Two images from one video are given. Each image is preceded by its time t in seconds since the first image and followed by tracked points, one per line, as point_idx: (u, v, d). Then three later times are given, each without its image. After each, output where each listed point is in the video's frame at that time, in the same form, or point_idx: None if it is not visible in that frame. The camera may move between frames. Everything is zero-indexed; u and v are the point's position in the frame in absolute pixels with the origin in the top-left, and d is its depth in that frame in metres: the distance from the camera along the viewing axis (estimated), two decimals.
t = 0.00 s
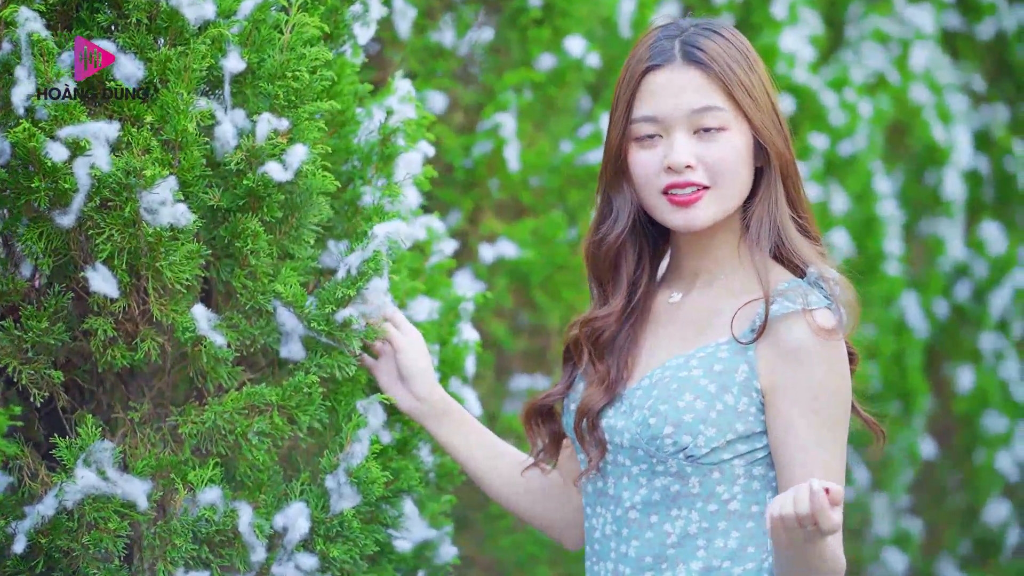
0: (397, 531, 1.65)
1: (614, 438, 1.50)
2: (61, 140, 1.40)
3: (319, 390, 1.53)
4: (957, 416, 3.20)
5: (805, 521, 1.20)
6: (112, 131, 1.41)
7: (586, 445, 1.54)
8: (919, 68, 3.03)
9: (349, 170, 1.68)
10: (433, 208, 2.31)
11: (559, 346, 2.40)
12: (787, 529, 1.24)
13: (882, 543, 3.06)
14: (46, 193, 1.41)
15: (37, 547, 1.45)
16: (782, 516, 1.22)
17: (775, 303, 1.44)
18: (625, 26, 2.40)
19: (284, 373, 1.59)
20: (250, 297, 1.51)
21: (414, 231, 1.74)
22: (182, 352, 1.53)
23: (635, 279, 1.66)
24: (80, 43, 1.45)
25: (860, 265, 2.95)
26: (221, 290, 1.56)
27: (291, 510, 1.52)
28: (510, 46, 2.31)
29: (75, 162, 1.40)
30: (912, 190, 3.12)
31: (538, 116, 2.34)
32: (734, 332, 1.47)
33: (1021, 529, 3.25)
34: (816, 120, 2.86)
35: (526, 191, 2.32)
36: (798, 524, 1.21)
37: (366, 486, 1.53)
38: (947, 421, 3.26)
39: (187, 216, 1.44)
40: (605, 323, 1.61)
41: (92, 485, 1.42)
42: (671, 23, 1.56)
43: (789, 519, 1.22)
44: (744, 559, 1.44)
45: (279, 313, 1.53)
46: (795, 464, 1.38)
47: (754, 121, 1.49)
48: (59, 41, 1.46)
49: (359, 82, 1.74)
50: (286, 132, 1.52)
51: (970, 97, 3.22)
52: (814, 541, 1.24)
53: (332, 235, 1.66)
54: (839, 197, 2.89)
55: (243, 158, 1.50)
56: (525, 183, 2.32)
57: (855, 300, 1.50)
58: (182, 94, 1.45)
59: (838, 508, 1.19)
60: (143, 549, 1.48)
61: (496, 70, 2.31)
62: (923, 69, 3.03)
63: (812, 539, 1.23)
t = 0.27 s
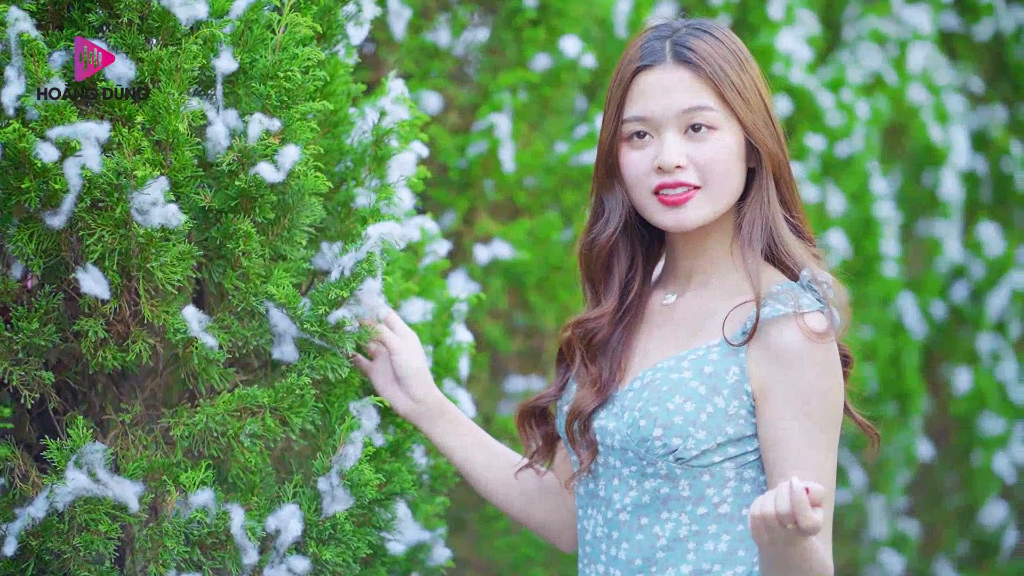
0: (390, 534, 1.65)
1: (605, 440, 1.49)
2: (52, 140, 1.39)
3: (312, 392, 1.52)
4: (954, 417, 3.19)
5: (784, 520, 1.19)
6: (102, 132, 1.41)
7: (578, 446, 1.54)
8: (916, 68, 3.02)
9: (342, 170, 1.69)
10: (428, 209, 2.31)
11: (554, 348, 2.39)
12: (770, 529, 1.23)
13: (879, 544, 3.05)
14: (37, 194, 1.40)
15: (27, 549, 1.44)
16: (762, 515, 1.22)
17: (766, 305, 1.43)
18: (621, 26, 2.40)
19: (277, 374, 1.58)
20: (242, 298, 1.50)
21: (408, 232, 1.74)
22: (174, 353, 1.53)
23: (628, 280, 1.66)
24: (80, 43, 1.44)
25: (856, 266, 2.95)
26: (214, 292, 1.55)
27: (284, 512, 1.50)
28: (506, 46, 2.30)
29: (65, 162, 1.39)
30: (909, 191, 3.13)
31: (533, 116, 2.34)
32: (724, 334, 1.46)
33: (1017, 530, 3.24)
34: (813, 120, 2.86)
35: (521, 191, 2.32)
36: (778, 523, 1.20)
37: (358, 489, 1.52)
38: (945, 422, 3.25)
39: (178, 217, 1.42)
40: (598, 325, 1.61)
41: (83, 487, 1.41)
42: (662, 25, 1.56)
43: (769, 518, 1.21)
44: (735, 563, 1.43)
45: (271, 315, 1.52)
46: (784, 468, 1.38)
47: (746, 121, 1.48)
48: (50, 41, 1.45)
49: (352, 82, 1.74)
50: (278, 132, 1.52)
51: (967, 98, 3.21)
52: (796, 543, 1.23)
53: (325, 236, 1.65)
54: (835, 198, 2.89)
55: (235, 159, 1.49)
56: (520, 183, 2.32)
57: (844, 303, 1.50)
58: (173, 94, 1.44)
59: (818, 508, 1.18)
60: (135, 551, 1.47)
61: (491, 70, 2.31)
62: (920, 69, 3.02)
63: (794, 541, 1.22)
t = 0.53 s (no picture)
0: (387, 535, 1.64)
1: (599, 441, 1.49)
2: (45, 140, 1.38)
3: (308, 393, 1.52)
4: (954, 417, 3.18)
5: (767, 525, 1.18)
6: (97, 132, 1.40)
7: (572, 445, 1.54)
8: (916, 68, 3.01)
9: (339, 171, 1.67)
10: (426, 209, 2.30)
11: (553, 348, 2.38)
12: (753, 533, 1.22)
13: (879, 545, 3.04)
14: (31, 194, 1.39)
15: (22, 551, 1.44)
16: (746, 521, 1.20)
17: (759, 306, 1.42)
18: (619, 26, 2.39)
19: (274, 375, 1.58)
20: (238, 299, 1.50)
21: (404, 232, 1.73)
22: (170, 354, 1.54)
23: (623, 279, 1.67)
24: (80, 43, 1.43)
25: (854, 266, 2.95)
26: (209, 293, 1.55)
27: (280, 513, 1.50)
28: (504, 46, 2.30)
29: (59, 162, 1.39)
30: (909, 190, 3.12)
31: (531, 116, 2.33)
32: (719, 337, 1.45)
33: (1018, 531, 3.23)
34: (812, 120, 2.85)
35: (520, 191, 2.31)
36: (761, 529, 1.19)
37: (354, 490, 1.51)
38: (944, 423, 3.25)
39: (173, 217, 1.42)
40: (593, 324, 1.62)
41: (78, 489, 1.40)
42: (658, 25, 1.55)
43: (752, 523, 1.19)
44: (728, 565, 1.42)
45: (269, 315, 1.51)
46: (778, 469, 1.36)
47: (738, 120, 1.47)
48: (44, 41, 1.45)
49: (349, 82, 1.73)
50: (274, 132, 1.51)
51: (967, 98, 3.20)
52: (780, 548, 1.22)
53: (321, 236, 1.65)
54: (835, 198, 2.88)
55: (230, 159, 1.48)
56: (518, 183, 2.31)
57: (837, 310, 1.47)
58: (168, 94, 1.44)
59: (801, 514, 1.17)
60: (130, 552, 1.47)
61: (489, 70, 2.30)
62: (920, 69, 3.02)
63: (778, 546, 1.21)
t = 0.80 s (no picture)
0: (384, 537, 1.63)
1: (592, 443, 1.48)
2: (40, 141, 1.38)
3: (304, 394, 1.51)
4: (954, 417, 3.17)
5: (748, 538, 1.17)
6: (91, 132, 1.39)
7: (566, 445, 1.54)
8: (917, 68, 3.00)
9: (335, 171, 1.67)
10: (423, 209, 2.30)
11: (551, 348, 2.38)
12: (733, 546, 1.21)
13: (879, 545, 3.03)
14: (24, 195, 1.38)
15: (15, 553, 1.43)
16: (726, 533, 1.19)
17: (751, 308, 1.42)
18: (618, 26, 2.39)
19: (271, 376, 1.57)
20: (234, 300, 1.49)
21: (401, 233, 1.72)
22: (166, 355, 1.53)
23: (617, 277, 1.67)
24: (79, 43, 1.43)
25: (854, 267, 2.94)
26: (205, 293, 1.54)
27: (275, 515, 1.49)
28: (502, 46, 2.29)
29: (54, 163, 1.38)
30: (908, 190, 3.11)
31: (529, 117, 2.32)
32: (711, 338, 1.44)
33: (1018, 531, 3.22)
34: (812, 120, 2.84)
35: (518, 192, 2.30)
36: (741, 541, 1.18)
37: (351, 492, 1.51)
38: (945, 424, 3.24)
39: (168, 218, 1.41)
40: (587, 324, 1.62)
41: (73, 490, 1.40)
42: (653, 24, 1.55)
43: (732, 536, 1.18)
44: (719, 568, 1.42)
45: (266, 316, 1.51)
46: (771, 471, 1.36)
47: (730, 119, 1.46)
48: (39, 41, 1.44)
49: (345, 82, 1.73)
50: (270, 132, 1.50)
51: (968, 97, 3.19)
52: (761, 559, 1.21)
53: (317, 237, 1.64)
54: (835, 198, 2.87)
55: (226, 159, 1.47)
56: (517, 183, 2.30)
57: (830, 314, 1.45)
58: (163, 94, 1.43)
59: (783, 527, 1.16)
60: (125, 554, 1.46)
61: (487, 70, 2.30)
62: (921, 68, 3.01)
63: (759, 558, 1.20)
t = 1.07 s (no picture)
0: (381, 538, 1.63)
1: (584, 445, 1.49)
2: (36, 141, 1.37)
3: (301, 396, 1.50)
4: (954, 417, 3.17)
5: (720, 555, 1.17)
6: (87, 132, 1.39)
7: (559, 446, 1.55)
8: (916, 67, 3.00)
9: (332, 171, 1.66)
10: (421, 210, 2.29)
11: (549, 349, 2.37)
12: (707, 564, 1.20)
13: (879, 546, 3.02)
14: (20, 195, 1.38)
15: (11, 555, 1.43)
16: (699, 550, 1.18)
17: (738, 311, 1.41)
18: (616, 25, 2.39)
19: (268, 377, 1.57)
20: (230, 301, 1.48)
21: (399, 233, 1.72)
22: (162, 357, 1.52)
23: (612, 275, 1.68)
24: (80, 43, 1.43)
25: (854, 267, 2.94)
26: (202, 293, 1.53)
27: (273, 516, 1.49)
28: (500, 46, 2.29)
29: (50, 163, 1.37)
30: (908, 190, 3.10)
31: (528, 116, 2.32)
32: (701, 340, 1.44)
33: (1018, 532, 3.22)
34: (811, 119, 2.84)
35: (516, 192, 2.30)
36: (714, 559, 1.18)
37: (349, 494, 1.50)
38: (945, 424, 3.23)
39: (164, 219, 1.41)
40: (584, 324, 1.63)
41: (68, 492, 1.39)
42: (650, 24, 1.55)
43: (705, 553, 1.18)
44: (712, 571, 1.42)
45: (265, 317, 1.50)
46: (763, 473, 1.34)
47: (724, 118, 1.45)
48: (35, 41, 1.44)
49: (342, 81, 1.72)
50: (266, 132, 1.49)
51: (968, 97, 3.18)
52: None
53: (314, 238, 1.64)
54: (835, 198, 2.86)
55: (222, 159, 1.47)
56: (515, 183, 2.30)
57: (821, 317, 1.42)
58: (160, 94, 1.43)
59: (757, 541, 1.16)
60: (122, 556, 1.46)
61: (486, 70, 2.29)
62: (921, 68, 3.00)
63: None
